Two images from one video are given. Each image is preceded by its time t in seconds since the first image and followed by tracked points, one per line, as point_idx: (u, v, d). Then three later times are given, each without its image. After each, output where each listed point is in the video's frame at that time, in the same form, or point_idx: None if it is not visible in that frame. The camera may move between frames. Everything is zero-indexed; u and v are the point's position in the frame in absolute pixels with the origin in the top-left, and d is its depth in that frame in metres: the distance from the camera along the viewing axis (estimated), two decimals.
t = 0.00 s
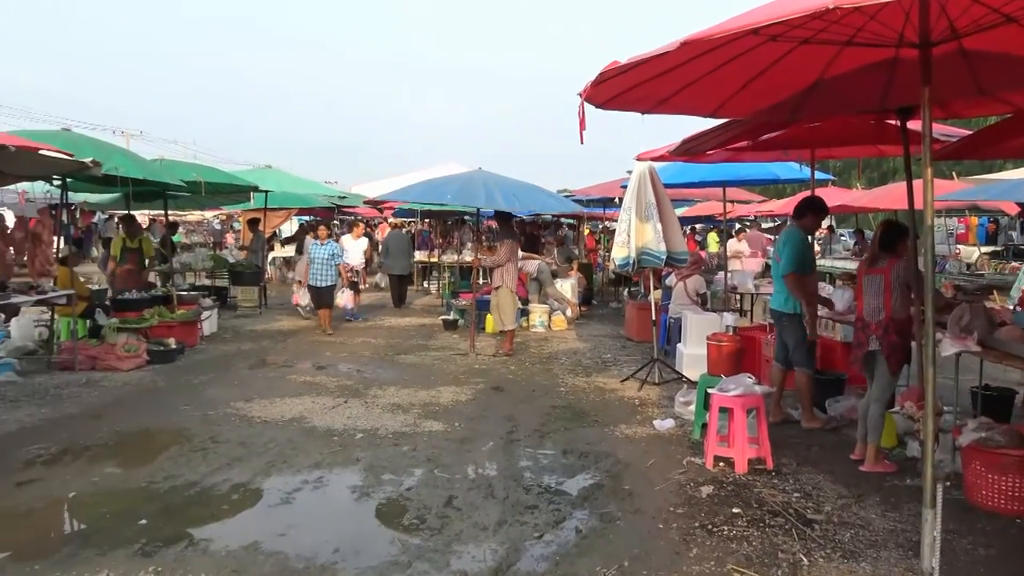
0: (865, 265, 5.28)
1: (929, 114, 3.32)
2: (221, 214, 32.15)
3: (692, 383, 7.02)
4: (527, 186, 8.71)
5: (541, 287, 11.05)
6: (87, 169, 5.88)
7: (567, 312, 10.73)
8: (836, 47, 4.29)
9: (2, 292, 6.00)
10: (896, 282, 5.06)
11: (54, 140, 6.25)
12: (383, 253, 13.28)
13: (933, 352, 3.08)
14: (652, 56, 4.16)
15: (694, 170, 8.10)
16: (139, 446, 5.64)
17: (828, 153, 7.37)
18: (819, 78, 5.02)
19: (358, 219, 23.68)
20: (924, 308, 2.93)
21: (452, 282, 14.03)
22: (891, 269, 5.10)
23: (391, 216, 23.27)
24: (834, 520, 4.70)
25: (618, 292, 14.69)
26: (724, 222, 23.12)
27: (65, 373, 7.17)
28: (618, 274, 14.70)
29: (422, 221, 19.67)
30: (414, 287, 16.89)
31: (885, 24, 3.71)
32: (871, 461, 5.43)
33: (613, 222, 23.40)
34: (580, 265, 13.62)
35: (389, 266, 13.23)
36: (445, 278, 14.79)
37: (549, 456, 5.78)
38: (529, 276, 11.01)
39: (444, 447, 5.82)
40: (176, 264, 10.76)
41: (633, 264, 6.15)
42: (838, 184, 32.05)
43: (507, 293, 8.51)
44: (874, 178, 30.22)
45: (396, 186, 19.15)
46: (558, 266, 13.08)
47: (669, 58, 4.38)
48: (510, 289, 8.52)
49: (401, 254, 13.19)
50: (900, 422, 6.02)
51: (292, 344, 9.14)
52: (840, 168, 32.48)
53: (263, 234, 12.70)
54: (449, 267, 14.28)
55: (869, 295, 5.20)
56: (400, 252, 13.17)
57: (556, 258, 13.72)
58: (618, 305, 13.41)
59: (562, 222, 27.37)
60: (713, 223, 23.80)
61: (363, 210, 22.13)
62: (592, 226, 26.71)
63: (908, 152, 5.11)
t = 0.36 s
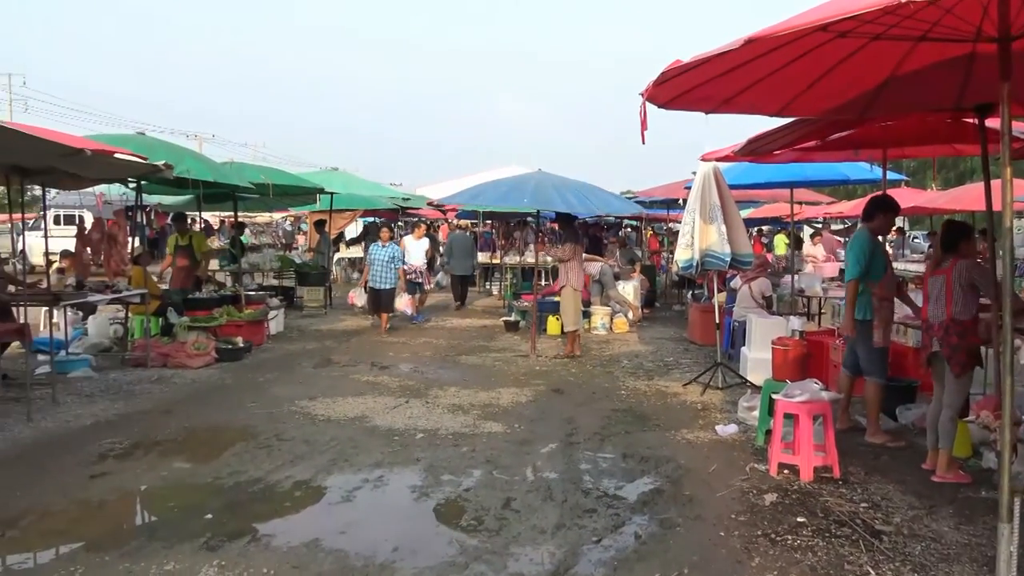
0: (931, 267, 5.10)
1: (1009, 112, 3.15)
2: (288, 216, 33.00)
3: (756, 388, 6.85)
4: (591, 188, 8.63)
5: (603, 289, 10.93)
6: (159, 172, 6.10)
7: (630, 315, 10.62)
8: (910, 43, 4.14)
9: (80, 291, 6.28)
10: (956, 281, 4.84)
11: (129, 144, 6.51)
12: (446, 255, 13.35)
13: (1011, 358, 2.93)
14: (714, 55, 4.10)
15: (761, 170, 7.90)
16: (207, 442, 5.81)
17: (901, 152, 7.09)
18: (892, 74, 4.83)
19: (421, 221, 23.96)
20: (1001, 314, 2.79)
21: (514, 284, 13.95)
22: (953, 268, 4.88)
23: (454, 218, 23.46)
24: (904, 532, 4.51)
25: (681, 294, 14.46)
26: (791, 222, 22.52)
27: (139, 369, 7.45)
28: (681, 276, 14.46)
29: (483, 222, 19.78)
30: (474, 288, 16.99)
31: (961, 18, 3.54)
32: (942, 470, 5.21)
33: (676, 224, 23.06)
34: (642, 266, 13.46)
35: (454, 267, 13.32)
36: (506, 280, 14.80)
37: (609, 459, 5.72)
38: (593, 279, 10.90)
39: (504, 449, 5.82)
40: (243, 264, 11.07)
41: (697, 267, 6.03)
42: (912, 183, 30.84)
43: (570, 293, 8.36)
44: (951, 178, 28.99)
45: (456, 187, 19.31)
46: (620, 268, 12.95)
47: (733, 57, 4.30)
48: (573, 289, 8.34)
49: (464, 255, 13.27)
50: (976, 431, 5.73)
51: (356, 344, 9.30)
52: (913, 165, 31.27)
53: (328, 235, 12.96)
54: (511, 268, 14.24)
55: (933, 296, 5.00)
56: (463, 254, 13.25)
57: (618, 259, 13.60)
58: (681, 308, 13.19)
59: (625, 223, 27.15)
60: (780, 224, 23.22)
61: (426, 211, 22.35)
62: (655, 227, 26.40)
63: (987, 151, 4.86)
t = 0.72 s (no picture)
0: (985, 274, 4.95)
1: None
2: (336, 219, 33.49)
3: (808, 394, 6.72)
4: (644, 191, 8.55)
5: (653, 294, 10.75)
6: (215, 174, 6.23)
7: (679, 318, 10.50)
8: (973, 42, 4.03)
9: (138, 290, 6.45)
10: (1006, 288, 4.68)
11: (186, 147, 6.66)
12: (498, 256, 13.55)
13: None
14: (771, 54, 4.04)
15: (814, 173, 7.77)
16: (259, 440, 5.91)
17: (961, 154, 6.90)
18: (954, 74, 4.71)
19: (468, 223, 24.08)
20: None
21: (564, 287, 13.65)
22: (1004, 274, 4.72)
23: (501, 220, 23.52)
24: (964, 545, 4.37)
25: (730, 298, 14.27)
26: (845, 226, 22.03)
27: (193, 368, 7.62)
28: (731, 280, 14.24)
29: (531, 225, 19.79)
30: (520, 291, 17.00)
31: None
32: (1002, 479, 5.04)
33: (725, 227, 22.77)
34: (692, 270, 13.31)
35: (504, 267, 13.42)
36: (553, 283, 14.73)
37: (657, 464, 5.66)
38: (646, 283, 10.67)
39: (552, 451, 5.80)
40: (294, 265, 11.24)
41: (748, 271, 5.93)
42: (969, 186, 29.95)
43: (618, 296, 8.33)
44: (1011, 180, 28.07)
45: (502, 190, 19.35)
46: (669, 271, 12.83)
47: (788, 56, 4.24)
48: (620, 292, 8.32)
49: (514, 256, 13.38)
50: None
51: (404, 345, 9.37)
52: (970, 168, 30.35)
53: (378, 237, 13.09)
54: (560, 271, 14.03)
55: (987, 304, 4.84)
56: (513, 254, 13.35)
57: (667, 263, 13.47)
58: (731, 312, 13.01)
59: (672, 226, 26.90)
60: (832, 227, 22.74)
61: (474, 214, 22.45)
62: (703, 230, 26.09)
63: None
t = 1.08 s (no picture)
0: None
1: None
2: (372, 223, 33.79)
3: (849, 402, 6.61)
4: (683, 197, 8.46)
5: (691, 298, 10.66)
6: (256, 178, 6.33)
7: (717, 324, 10.40)
8: None
9: (180, 291, 6.57)
10: None
11: (228, 151, 6.77)
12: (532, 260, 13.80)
13: None
14: (815, 57, 3.99)
15: (856, 178, 7.66)
16: (297, 440, 5.97)
17: (1008, 159, 6.76)
18: (1004, 77, 4.62)
19: (505, 227, 24.12)
20: None
21: (598, 292, 13.42)
22: None
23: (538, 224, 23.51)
24: (1010, 559, 4.26)
25: (769, 304, 14.09)
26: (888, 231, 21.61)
27: (233, 368, 7.74)
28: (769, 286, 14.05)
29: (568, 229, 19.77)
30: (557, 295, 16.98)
31: None
32: None
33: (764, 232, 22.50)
34: (729, 275, 13.19)
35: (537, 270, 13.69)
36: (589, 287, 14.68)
37: (694, 471, 5.61)
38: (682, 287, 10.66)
39: (587, 456, 5.78)
40: (331, 267, 11.35)
41: (788, 277, 5.88)
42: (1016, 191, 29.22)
43: (656, 300, 8.25)
44: None
45: (536, 194, 19.33)
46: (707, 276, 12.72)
47: (832, 60, 4.18)
48: (658, 295, 8.23)
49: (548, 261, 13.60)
50: None
51: (440, 348, 9.41)
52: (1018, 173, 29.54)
53: (415, 240, 13.17)
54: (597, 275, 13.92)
55: None
56: (547, 259, 13.60)
57: (705, 268, 13.37)
58: (770, 318, 12.86)
59: (710, 230, 26.67)
60: (875, 233, 22.34)
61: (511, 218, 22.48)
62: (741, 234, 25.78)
63: None
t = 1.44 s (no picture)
0: None
1: None
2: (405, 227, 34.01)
3: (889, 409, 6.50)
4: (717, 199, 8.43)
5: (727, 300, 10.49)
6: (295, 182, 6.41)
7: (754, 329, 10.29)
8: None
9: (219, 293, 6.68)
10: None
11: (267, 155, 6.86)
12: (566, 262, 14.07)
13: None
14: (855, 59, 3.94)
15: (899, 181, 7.54)
16: (333, 442, 6.02)
17: None
18: None
19: (540, 231, 24.11)
20: None
21: (634, 296, 13.34)
22: None
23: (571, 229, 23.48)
24: None
25: (807, 309, 13.90)
26: (928, 235, 21.18)
27: (270, 370, 7.84)
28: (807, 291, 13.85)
29: (601, 233, 19.73)
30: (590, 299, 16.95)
31: None
32: None
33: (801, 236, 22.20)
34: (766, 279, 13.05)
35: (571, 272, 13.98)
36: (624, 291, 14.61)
37: (731, 477, 5.55)
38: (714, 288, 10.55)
39: (621, 461, 5.75)
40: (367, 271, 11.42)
41: (827, 281, 5.81)
42: None
43: (696, 305, 8.15)
44: None
45: (569, 198, 19.29)
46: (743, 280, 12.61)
47: (873, 62, 4.12)
48: (698, 301, 8.13)
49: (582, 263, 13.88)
50: None
51: (474, 352, 9.43)
52: None
53: (449, 244, 13.23)
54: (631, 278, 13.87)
55: None
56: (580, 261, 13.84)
57: (741, 272, 13.23)
58: (808, 323, 12.68)
59: (745, 234, 26.39)
60: (914, 237, 21.93)
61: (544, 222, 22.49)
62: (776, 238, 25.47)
63: None
